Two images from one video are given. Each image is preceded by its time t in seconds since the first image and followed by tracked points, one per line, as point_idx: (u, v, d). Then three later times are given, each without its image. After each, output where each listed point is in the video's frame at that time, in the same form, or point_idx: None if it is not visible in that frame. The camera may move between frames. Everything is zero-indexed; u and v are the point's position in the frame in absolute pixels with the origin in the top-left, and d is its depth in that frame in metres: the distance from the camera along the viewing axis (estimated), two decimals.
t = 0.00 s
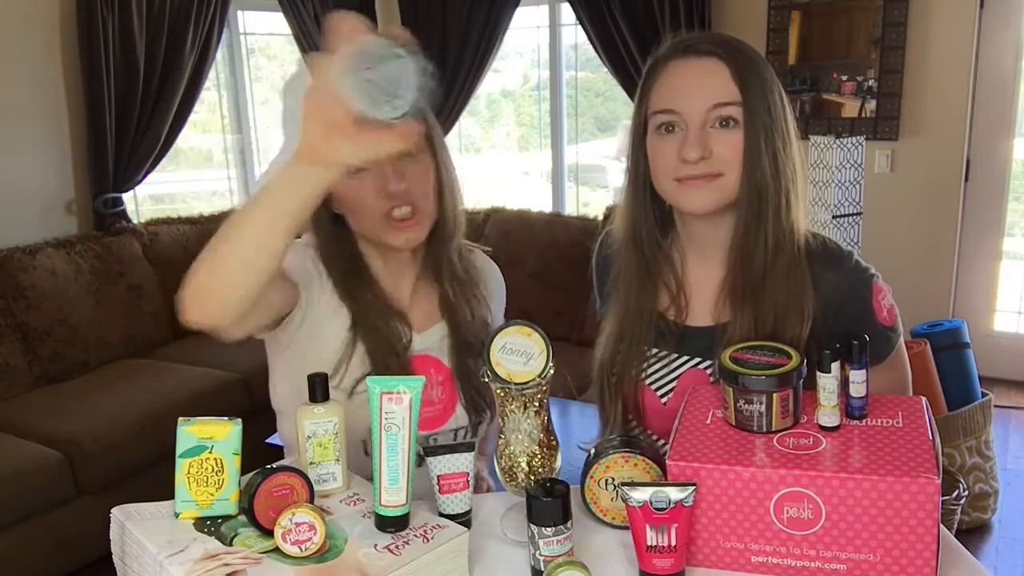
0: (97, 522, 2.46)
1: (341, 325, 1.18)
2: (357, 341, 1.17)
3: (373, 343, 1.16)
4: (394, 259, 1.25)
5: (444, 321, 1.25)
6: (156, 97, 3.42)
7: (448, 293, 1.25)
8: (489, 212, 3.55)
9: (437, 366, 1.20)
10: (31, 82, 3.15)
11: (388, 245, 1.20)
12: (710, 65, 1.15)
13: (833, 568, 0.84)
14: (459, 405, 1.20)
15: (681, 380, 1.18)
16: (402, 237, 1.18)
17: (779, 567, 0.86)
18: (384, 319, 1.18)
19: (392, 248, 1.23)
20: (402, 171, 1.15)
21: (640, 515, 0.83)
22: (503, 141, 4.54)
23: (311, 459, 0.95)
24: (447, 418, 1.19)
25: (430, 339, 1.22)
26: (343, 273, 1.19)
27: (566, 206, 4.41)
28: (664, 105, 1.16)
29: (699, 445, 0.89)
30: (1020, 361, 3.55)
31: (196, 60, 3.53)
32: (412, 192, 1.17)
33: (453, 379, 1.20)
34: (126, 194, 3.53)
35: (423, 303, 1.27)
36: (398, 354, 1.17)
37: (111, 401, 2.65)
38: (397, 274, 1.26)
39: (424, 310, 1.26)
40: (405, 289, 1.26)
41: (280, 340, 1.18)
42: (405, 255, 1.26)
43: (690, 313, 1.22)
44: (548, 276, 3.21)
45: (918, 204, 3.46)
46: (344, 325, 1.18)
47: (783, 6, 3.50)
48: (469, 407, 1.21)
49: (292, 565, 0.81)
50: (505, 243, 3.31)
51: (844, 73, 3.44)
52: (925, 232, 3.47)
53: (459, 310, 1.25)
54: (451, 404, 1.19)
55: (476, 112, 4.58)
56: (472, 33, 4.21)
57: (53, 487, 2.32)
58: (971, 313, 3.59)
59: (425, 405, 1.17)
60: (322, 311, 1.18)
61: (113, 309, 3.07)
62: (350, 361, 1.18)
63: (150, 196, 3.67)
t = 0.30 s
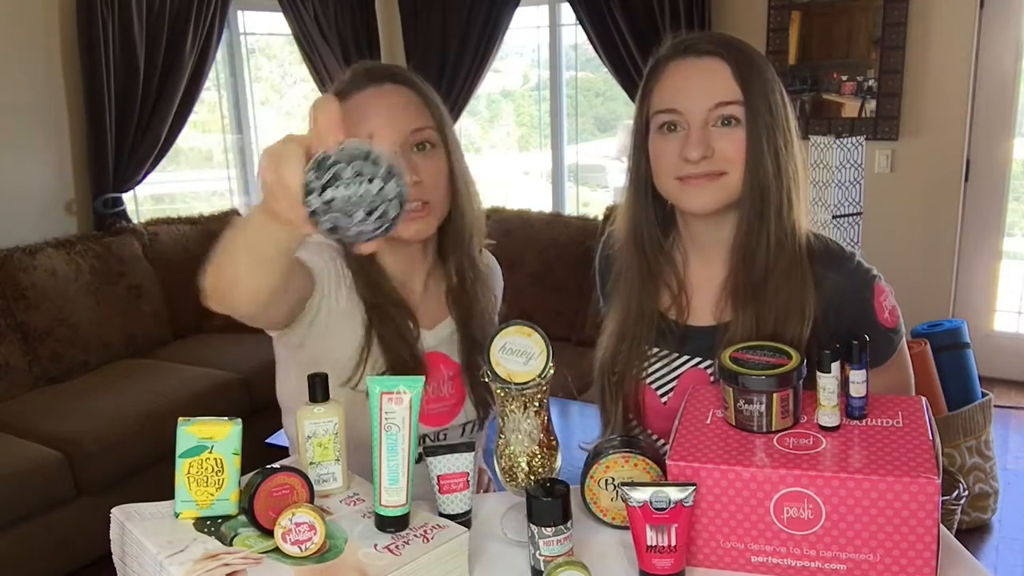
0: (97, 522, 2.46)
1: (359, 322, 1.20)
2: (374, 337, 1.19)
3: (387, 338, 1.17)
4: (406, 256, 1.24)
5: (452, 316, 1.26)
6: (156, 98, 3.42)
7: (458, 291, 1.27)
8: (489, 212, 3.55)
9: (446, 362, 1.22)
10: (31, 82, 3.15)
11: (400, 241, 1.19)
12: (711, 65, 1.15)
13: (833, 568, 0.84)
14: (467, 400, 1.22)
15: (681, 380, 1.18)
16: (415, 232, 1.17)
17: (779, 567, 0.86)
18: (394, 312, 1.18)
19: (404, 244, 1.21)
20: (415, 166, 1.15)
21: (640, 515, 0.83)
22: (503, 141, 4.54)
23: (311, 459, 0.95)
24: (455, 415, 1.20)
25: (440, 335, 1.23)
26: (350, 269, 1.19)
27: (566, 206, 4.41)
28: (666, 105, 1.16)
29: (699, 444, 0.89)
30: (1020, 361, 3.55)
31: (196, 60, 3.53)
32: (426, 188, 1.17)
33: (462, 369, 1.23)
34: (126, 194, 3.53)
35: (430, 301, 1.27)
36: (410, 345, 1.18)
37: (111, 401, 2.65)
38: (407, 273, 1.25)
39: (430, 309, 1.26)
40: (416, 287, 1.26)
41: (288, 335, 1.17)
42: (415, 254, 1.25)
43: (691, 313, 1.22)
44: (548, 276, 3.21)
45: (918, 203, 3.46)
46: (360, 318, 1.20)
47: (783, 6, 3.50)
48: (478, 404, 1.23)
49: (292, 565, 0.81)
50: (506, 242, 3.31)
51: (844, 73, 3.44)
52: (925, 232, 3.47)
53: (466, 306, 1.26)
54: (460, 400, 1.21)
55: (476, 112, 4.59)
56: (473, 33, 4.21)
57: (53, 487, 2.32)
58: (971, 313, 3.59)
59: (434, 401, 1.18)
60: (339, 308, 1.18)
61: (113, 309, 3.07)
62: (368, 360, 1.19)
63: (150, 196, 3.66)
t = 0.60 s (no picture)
0: (97, 522, 2.46)
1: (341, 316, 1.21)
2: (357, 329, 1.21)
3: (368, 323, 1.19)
4: (405, 250, 1.26)
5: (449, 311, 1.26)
6: (156, 97, 3.42)
7: (457, 285, 1.26)
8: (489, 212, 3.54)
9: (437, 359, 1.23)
10: (30, 81, 3.15)
11: (398, 225, 1.21)
12: (714, 65, 1.15)
13: (833, 568, 0.84)
14: (461, 399, 1.21)
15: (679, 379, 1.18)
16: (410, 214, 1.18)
17: (779, 567, 0.86)
18: (381, 300, 1.21)
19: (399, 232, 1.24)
20: (420, 155, 1.18)
21: (640, 515, 0.83)
22: (503, 141, 4.54)
23: (311, 459, 0.95)
24: (447, 413, 1.20)
25: (432, 332, 1.24)
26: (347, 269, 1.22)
27: (567, 206, 4.41)
28: (670, 105, 1.16)
29: (699, 444, 0.89)
30: (1020, 361, 3.55)
31: (196, 60, 3.53)
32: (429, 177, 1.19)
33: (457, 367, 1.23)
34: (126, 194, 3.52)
35: (430, 295, 1.27)
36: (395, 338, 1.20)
37: (111, 401, 2.65)
38: (407, 267, 1.27)
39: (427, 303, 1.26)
40: (417, 283, 1.27)
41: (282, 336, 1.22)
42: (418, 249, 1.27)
43: (690, 314, 1.23)
44: (548, 276, 3.21)
45: (918, 203, 3.46)
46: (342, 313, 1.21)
47: (783, 6, 3.50)
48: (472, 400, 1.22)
49: (292, 565, 0.81)
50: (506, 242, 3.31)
51: (844, 73, 3.44)
52: (926, 232, 3.47)
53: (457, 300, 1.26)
54: (453, 398, 1.21)
55: (476, 112, 4.59)
56: (473, 33, 4.21)
57: (53, 487, 2.32)
58: (971, 313, 3.59)
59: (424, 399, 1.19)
60: (312, 303, 1.20)
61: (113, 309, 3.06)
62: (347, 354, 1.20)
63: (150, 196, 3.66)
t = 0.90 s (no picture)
0: (97, 522, 2.46)
1: (332, 341, 1.22)
2: (348, 350, 1.21)
3: (362, 351, 1.20)
4: (398, 261, 1.26)
5: (448, 327, 1.25)
6: (156, 97, 3.42)
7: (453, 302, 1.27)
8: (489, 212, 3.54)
9: (436, 377, 1.20)
10: (30, 81, 3.14)
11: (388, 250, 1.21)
12: (692, 58, 1.17)
13: (834, 568, 0.84)
14: (460, 423, 1.19)
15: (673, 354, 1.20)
16: (393, 231, 1.18)
17: (779, 567, 0.86)
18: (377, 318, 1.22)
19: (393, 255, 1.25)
20: (408, 169, 1.18)
21: (640, 515, 0.83)
22: (503, 142, 4.54)
23: (311, 459, 0.95)
24: (446, 436, 1.18)
25: (428, 350, 1.23)
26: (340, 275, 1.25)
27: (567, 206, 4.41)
28: (648, 92, 1.17)
29: (698, 443, 0.89)
30: (1019, 361, 3.55)
31: (196, 59, 3.53)
32: (418, 189, 1.19)
33: (455, 391, 1.20)
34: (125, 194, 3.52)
35: (424, 304, 1.28)
36: (388, 359, 1.20)
37: (111, 401, 2.65)
38: (399, 279, 1.28)
39: (419, 314, 1.27)
40: (410, 290, 1.28)
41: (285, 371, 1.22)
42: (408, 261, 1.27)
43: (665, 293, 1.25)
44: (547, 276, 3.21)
45: (917, 203, 3.46)
46: (333, 338, 1.22)
47: (782, 6, 3.50)
48: (471, 425, 1.19)
49: (292, 566, 0.81)
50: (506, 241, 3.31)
51: (844, 73, 3.44)
52: (925, 232, 3.47)
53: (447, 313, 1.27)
54: (451, 421, 1.19)
55: (476, 113, 4.59)
56: (472, 34, 4.21)
57: (52, 487, 2.32)
58: (971, 313, 3.59)
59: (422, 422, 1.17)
60: (308, 331, 1.22)
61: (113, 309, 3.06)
62: (340, 376, 1.20)
63: (149, 196, 3.66)
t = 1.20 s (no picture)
0: (97, 522, 2.46)
1: (332, 342, 1.22)
2: (349, 350, 1.21)
3: (364, 351, 1.20)
4: (400, 265, 1.26)
5: (448, 327, 1.26)
6: (156, 97, 3.42)
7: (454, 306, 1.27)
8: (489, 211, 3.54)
9: (438, 378, 1.21)
10: (30, 82, 3.14)
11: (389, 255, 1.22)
12: (689, 59, 1.17)
13: (833, 568, 0.84)
14: (461, 422, 1.19)
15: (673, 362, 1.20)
16: (395, 241, 1.19)
17: (778, 567, 0.86)
18: (378, 320, 1.22)
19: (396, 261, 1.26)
20: (413, 177, 1.18)
21: (640, 515, 0.83)
22: (503, 142, 4.54)
23: (310, 459, 0.95)
24: (446, 435, 1.18)
25: (429, 350, 1.23)
26: (339, 279, 1.25)
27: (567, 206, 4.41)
28: (647, 93, 1.18)
29: (698, 443, 0.89)
30: (1019, 361, 3.55)
31: (196, 59, 3.53)
32: (422, 198, 1.19)
33: (455, 389, 1.20)
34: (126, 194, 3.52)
35: (426, 309, 1.28)
36: (390, 359, 1.20)
37: (111, 401, 2.65)
38: (402, 284, 1.28)
39: (422, 319, 1.26)
40: (412, 296, 1.28)
41: (285, 372, 1.22)
42: (411, 266, 1.27)
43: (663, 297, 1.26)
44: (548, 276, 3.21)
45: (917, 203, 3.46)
46: (333, 338, 1.22)
47: (782, 6, 3.50)
48: (472, 424, 1.19)
49: (292, 566, 0.81)
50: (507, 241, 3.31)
51: (844, 73, 3.44)
52: (925, 232, 3.48)
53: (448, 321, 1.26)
54: (452, 421, 1.19)
55: (476, 112, 4.59)
56: (472, 33, 4.21)
57: (52, 487, 2.32)
58: (971, 313, 3.59)
59: (423, 422, 1.17)
60: (308, 331, 1.22)
61: (113, 309, 3.06)
62: (341, 376, 1.21)
63: (149, 196, 3.66)
